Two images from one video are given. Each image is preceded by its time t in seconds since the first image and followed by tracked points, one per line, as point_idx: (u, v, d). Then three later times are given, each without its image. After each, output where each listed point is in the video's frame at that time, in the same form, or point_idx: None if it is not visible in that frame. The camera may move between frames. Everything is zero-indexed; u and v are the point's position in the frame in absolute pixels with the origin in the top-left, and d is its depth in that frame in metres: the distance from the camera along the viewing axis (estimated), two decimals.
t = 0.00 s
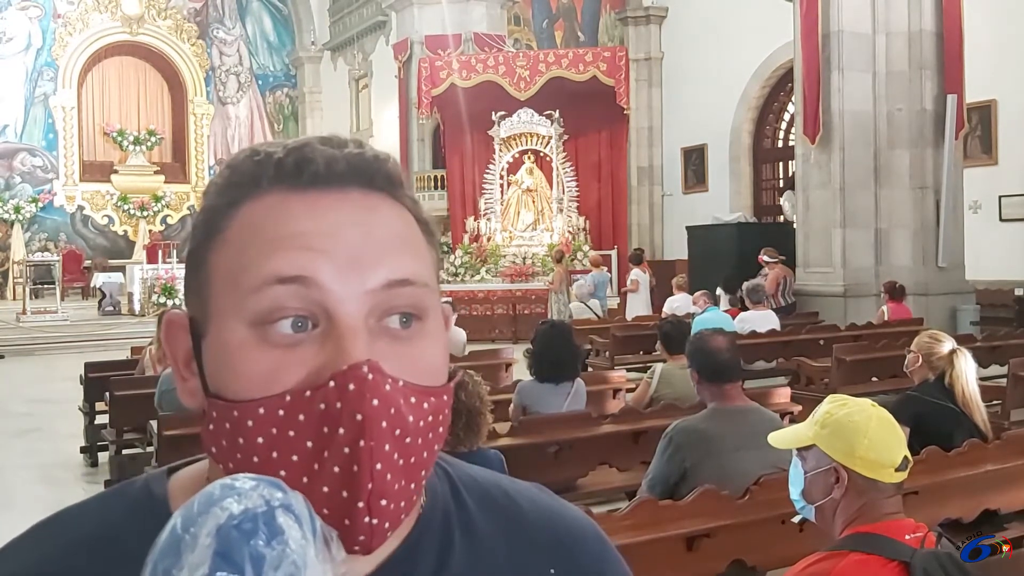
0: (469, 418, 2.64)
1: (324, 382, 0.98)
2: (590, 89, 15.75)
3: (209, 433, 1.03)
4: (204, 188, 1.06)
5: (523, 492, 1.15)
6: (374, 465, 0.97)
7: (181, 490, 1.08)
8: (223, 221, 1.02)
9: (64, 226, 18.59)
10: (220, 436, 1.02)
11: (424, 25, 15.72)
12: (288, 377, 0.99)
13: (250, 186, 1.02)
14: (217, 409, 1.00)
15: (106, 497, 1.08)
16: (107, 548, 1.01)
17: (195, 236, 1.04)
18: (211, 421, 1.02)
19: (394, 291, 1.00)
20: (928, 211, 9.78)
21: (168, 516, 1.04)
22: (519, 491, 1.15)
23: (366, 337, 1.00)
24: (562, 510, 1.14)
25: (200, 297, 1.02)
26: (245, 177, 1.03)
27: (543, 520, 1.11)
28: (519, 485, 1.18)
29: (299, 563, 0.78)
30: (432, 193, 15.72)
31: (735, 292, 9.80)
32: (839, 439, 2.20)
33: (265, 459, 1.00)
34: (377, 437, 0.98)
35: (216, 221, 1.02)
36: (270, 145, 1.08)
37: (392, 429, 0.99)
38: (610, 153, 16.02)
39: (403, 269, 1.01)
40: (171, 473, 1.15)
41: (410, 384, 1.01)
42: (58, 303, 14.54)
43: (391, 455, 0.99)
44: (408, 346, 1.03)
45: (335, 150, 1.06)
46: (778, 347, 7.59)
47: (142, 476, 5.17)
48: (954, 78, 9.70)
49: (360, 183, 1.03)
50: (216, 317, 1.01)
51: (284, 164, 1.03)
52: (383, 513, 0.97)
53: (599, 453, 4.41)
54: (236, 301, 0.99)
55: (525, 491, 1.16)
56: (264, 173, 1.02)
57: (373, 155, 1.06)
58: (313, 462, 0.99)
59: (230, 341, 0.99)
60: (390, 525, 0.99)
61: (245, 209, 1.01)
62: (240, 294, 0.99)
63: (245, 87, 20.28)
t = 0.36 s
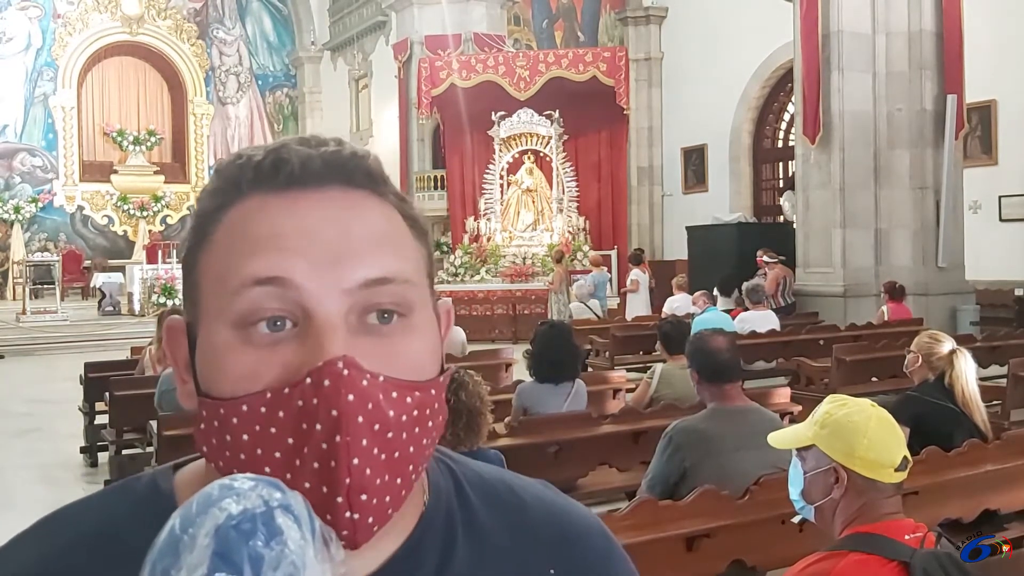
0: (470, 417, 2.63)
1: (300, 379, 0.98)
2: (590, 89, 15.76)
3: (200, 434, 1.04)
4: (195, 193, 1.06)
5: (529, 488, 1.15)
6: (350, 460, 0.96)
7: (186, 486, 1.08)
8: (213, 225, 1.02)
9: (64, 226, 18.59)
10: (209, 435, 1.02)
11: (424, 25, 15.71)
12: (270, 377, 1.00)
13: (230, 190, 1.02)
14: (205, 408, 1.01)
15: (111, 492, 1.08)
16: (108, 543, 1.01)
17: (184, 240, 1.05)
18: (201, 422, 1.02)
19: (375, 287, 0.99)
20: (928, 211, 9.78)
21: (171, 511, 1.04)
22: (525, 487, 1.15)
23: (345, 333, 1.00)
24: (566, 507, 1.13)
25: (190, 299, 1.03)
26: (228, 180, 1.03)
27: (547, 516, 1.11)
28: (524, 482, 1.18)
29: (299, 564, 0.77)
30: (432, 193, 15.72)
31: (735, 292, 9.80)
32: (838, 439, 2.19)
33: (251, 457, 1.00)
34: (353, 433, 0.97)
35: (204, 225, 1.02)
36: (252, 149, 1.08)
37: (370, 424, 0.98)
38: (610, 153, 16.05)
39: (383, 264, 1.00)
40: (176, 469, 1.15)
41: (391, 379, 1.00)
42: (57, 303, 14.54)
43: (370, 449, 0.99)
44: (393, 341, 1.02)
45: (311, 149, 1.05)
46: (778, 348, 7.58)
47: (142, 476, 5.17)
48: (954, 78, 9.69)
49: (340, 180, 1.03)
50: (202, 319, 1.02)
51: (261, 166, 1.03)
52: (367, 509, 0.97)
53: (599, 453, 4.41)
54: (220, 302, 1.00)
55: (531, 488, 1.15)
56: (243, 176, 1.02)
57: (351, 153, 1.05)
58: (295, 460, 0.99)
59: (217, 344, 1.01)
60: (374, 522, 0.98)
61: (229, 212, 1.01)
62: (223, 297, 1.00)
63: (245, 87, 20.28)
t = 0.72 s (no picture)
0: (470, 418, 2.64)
1: (284, 394, 0.98)
2: (590, 90, 15.77)
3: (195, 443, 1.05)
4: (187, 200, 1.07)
5: (536, 483, 1.15)
6: (334, 477, 0.95)
7: (195, 475, 1.09)
8: (204, 232, 1.02)
9: (63, 226, 18.59)
10: (202, 445, 1.03)
11: (424, 25, 15.69)
12: (256, 389, 1.01)
13: (211, 201, 1.02)
14: (198, 417, 1.02)
15: (122, 474, 1.09)
16: (114, 524, 1.01)
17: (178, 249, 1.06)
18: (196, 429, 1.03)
19: (359, 291, 0.99)
20: (928, 211, 9.79)
21: (175, 501, 1.04)
22: (530, 482, 1.15)
23: (326, 344, 1.00)
24: (572, 502, 1.13)
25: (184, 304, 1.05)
26: (213, 188, 1.03)
27: (549, 513, 1.10)
28: (531, 475, 1.18)
29: (296, 565, 0.77)
30: (432, 193, 15.73)
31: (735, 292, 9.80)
32: (837, 440, 2.19)
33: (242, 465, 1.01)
34: (336, 450, 0.96)
35: (196, 231, 1.03)
36: (239, 155, 1.08)
37: (354, 439, 0.98)
38: (609, 154, 16.07)
39: (367, 267, 1.00)
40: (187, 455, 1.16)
41: (376, 391, 0.99)
42: (58, 303, 14.55)
43: (354, 465, 0.98)
44: (379, 348, 1.02)
45: (291, 157, 1.05)
46: (778, 348, 7.57)
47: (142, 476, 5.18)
48: (954, 78, 9.69)
49: (319, 185, 1.02)
50: (193, 326, 1.03)
51: (241, 176, 1.03)
52: (355, 523, 0.97)
53: (599, 453, 4.41)
54: (211, 307, 1.01)
55: (538, 482, 1.15)
56: (226, 185, 1.03)
57: (333, 157, 1.05)
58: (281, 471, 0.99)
59: (207, 352, 1.02)
60: (364, 534, 0.98)
61: (218, 220, 1.02)
62: (210, 307, 1.01)
63: (245, 88, 20.28)
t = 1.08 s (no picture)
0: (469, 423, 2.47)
1: (323, 380, 0.98)
2: (590, 91, 15.78)
3: (214, 432, 1.04)
4: (208, 191, 1.06)
5: (528, 489, 1.16)
6: (374, 461, 0.98)
7: (192, 484, 1.08)
8: (228, 224, 1.02)
9: (64, 226, 18.59)
10: (222, 434, 1.03)
11: (424, 26, 15.69)
12: (296, 374, 1.00)
13: (249, 189, 1.02)
14: (220, 406, 1.01)
15: (117, 489, 1.08)
16: (115, 534, 1.02)
17: (199, 238, 1.05)
18: (216, 419, 1.02)
19: (394, 292, 1.00)
20: (928, 211, 9.80)
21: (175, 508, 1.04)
22: (522, 488, 1.16)
23: (364, 335, 1.00)
24: (563, 508, 1.14)
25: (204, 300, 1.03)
26: (246, 180, 1.03)
27: (545, 518, 1.11)
28: (522, 482, 1.18)
29: (295, 563, 0.77)
30: (432, 194, 15.75)
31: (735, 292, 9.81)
32: (837, 440, 2.20)
33: (267, 456, 1.01)
34: (376, 433, 0.99)
35: (218, 225, 1.02)
36: (269, 147, 1.07)
37: (392, 424, 1.00)
38: (610, 154, 16.09)
39: (402, 267, 1.00)
40: (181, 466, 1.15)
41: (409, 381, 1.01)
42: (58, 303, 14.56)
43: (391, 452, 1.00)
44: (409, 343, 1.03)
45: (330, 151, 1.05)
46: (778, 349, 7.57)
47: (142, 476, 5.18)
48: (954, 79, 9.68)
49: (356, 181, 1.03)
50: (218, 318, 1.01)
51: (281, 167, 1.03)
52: (387, 509, 0.99)
53: (599, 454, 4.41)
54: (240, 302, 0.99)
55: (529, 489, 1.16)
56: (262, 177, 1.02)
57: (369, 156, 1.05)
58: (316, 459, 1.00)
59: (233, 341, 1.00)
60: (392, 520, 1.00)
61: (248, 210, 1.01)
62: (242, 299, 0.99)
63: (245, 88, 20.29)
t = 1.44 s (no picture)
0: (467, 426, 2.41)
1: (365, 374, 0.98)
2: (590, 91, 15.78)
3: (235, 428, 1.02)
4: (224, 190, 1.05)
5: (524, 490, 1.16)
6: (419, 453, 0.98)
7: (190, 488, 1.08)
8: (250, 222, 1.01)
9: (64, 227, 18.59)
10: (244, 430, 1.01)
11: (424, 26, 15.69)
12: (337, 369, 0.99)
13: (279, 183, 1.02)
14: (243, 402, 1.00)
15: (115, 490, 1.07)
16: (115, 537, 1.01)
17: (217, 235, 1.03)
18: (240, 413, 1.00)
19: (421, 295, 1.01)
20: (928, 212, 9.80)
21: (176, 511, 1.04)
22: (518, 488, 1.16)
23: (400, 332, 1.00)
24: (559, 509, 1.14)
25: (225, 294, 1.01)
26: (276, 174, 1.03)
27: (544, 518, 1.11)
28: (520, 483, 1.18)
29: (297, 566, 0.78)
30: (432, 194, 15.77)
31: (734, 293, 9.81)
32: (837, 441, 2.20)
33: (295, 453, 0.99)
34: (421, 428, 0.98)
35: (241, 219, 1.02)
36: (293, 146, 1.08)
37: (432, 419, 1.00)
38: (610, 154, 16.09)
39: (430, 270, 1.01)
40: (177, 468, 1.15)
41: (439, 377, 1.02)
42: (58, 304, 14.56)
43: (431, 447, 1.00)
44: (433, 341, 1.04)
45: (362, 150, 1.06)
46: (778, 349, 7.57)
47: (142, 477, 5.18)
48: (955, 79, 9.68)
49: (386, 182, 1.04)
50: (246, 311, 0.99)
51: (315, 163, 1.03)
52: (423, 501, 0.99)
53: (599, 454, 4.41)
54: (273, 297, 0.97)
55: (524, 489, 1.16)
56: (293, 172, 1.03)
57: (395, 157, 1.07)
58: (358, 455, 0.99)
59: (262, 338, 0.98)
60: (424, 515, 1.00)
61: (276, 205, 1.01)
62: (275, 294, 0.97)
63: (245, 88, 20.28)
